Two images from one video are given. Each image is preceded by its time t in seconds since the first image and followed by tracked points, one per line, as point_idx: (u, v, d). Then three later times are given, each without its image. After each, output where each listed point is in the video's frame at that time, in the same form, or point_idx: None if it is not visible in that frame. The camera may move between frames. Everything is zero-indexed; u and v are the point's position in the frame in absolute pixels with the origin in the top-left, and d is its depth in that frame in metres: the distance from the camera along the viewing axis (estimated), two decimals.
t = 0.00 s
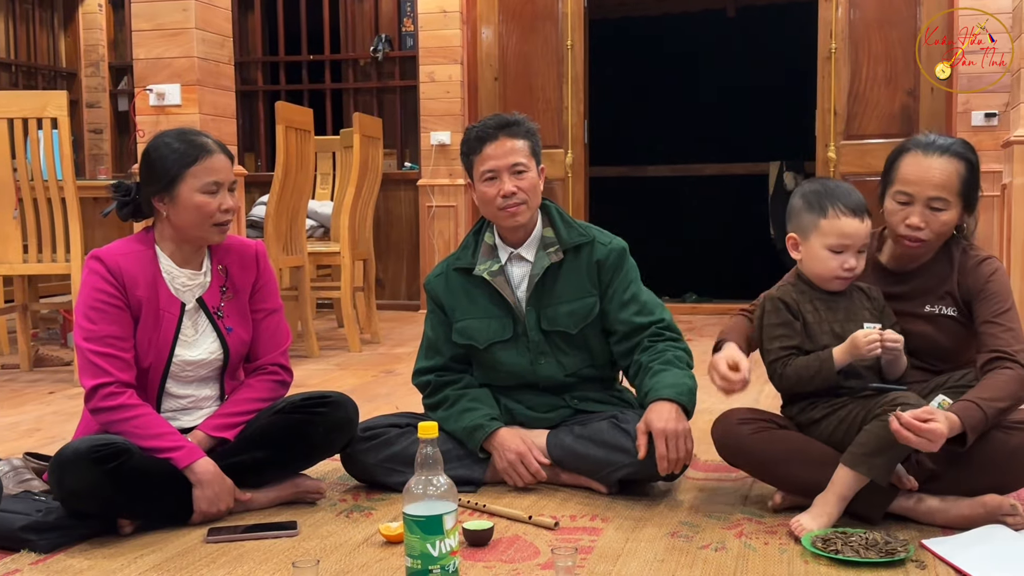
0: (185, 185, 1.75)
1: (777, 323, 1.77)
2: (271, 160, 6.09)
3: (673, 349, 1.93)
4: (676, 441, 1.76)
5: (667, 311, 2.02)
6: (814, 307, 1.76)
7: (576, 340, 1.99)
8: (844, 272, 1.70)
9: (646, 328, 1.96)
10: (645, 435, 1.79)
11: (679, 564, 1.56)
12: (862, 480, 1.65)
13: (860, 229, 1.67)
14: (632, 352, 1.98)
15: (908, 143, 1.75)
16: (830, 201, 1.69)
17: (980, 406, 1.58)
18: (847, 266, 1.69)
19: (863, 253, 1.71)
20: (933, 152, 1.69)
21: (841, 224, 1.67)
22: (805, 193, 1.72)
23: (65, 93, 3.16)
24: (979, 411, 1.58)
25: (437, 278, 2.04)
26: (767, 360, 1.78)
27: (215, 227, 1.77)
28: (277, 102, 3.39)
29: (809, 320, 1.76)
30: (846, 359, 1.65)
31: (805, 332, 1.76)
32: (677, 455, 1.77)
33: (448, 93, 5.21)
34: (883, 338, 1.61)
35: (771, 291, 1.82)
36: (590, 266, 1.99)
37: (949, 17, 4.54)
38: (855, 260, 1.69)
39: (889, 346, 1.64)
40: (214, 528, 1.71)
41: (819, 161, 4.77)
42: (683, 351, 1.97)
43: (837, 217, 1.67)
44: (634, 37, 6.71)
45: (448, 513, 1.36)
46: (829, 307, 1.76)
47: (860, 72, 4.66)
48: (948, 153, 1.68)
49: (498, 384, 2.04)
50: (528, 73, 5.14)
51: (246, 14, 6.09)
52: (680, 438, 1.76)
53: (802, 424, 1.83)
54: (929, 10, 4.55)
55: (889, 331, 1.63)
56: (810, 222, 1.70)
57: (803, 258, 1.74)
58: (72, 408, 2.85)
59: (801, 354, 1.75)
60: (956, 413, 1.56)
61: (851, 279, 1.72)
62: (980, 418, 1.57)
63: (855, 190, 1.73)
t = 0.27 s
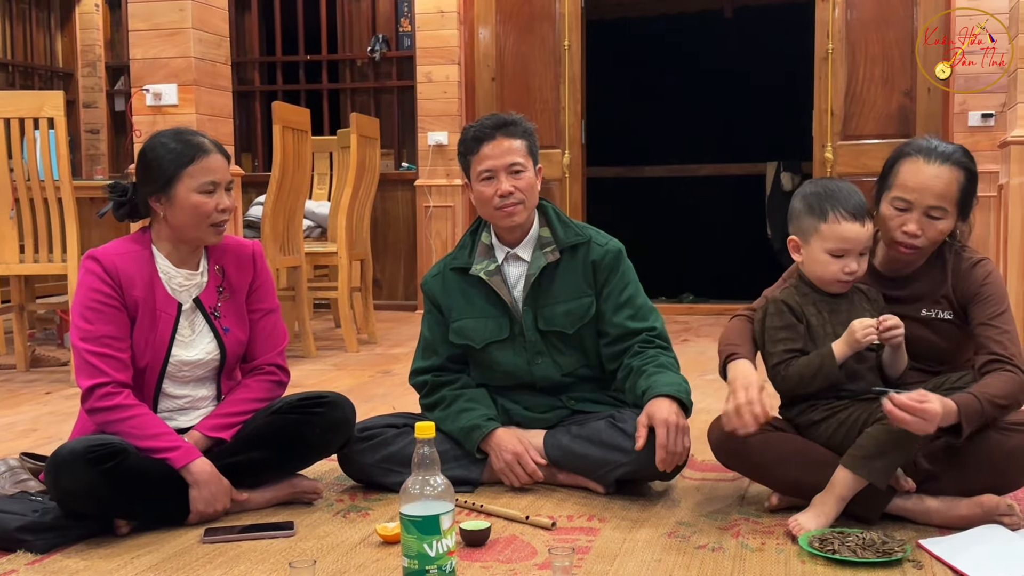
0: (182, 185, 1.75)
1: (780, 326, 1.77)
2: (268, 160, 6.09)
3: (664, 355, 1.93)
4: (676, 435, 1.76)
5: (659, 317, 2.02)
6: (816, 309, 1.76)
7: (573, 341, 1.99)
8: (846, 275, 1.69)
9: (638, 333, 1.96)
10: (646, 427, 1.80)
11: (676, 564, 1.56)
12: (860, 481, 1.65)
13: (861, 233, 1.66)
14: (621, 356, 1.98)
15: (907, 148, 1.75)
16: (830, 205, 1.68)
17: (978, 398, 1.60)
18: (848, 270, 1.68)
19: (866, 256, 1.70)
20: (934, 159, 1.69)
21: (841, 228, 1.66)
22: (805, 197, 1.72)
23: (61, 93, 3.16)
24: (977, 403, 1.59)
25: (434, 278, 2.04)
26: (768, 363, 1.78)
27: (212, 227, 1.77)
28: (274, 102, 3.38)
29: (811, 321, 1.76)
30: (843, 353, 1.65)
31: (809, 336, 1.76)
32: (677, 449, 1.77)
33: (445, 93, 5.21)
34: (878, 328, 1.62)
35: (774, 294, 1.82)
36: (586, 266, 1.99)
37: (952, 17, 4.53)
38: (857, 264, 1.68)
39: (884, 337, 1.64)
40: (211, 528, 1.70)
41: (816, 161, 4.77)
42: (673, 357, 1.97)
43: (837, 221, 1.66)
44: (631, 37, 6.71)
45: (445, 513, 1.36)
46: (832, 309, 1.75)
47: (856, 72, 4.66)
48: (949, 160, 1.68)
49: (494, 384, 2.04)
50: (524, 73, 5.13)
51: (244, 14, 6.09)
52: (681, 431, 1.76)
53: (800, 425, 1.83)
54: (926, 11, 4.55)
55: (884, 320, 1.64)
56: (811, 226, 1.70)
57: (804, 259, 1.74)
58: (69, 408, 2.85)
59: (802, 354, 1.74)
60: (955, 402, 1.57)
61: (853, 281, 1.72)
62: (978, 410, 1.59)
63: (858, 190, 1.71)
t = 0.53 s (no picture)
0: (178, 184, 1.74)
1: (781, 326, 1.77)
2: (264, 159, 6.08)
3: (663, 352, 1.93)
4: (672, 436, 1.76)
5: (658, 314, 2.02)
6: (815, 310, 1.75)
7: (570, 340, 1.99)
8: (842, 280, 1.68)
9: (637, 330, 1.96)
10: (642, 427, 1.80)
11: (673, 563, 1.56)
12: (856, 480, 1.65)
13: (858, 239, 1.64)
14: (621, 353, 1.98)
15: (907, 146, 1.75)
16: (827, 209, 1.65)
17: (951, 371, 1.61)
18: (845, 274, 1.67)
19: (863, 259, 1.68)
20: (935, 158, 1.69)
21: (839, 234, 1.64)
22: (803, 199, 1.69)
23: (56, 92, 3.15)
24: (950, 375, 1.61)
25: (430, 277, 2.04)
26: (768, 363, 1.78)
27: (208, 226, 1.76)
28: (270, 101, 3.38)
29: (811, 323, 1.75)
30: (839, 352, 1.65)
31: (808, 338, 1.76)
32: (673, 449, 1.77)
33: (441, 92, 5.21)
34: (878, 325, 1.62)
35: (774, 294, 1.81)
36: (582, 265, 1.99)
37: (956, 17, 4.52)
38: (854, 268, 1.67)
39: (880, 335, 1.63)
40: (207, 528, 1.70)
41: (812, 161, 4.77)
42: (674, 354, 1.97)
43: (835, 227, 1.64)
44: (627, 36, 6.71)
45: (441, 513, 1.36)
46: (829, 309, 1.74)
47: (852, 71, 4.67)
48: (950, 160, 1.69)
49: (490, 383, 2.04)
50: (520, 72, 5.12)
51: (239, 13, 6.08)
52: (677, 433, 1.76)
53: (795, 425, 1.83)
54: (921, 10, 4.55)
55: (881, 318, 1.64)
56: (808, 230, 1.68)
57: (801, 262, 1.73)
58: (64, 407, 2.84)
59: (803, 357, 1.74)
60: (920, 367, 1.60)
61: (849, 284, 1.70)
62: (948, 378, 1.61)
63: (856, 194, 1.69)
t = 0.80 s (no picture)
0: (176, 186, 1.74)
1: (774, 331, 1.78)
2: (259, 160, 6.07)
3: (657, 354, 1.93)
4: (668, 436, 1.76)
5: (653, 316, 2.02)
6: (809, 313, 1.75)
7: (565, 341, 1.99)
8: (842, 285, 1.68)
9: (632, 332, 1.97)
10: (639, 428, 1.80)
11: (668, 564, 1.56)
12: (853, 482, 1.66)
13: (859, 245, 1.64)
14: (615, 355, 1.98)
15: (904, 146, 1.76)
16: (830, 216, 1.65)
17: (925, 361, 1.65)
18: (845, 280, 1.67)
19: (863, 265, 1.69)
20: (934, 157, 1.70)
21: (841, 241, 1.64)
22: (805, 204, 1.69)
23: (51, 93, 3.15)
24: (924, 365, 1.65)
25: (426, 279, 2.04)
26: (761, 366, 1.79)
27: (206, 228, 1.76)
28: (265, 102, 3.38)
29: (804, 326, 1.76)
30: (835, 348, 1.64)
31: (803, 341, 1.76)
32: (669, 449, 1.77)
33: (437, 93, 5.19)
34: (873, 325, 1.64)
35: (768, 298, 1.82)
36: (578, 266, 1.99)
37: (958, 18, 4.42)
38: (854, 274, 1.67)
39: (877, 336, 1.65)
40: (202, 529, 1.70)
41: (807, 163, 4.79)
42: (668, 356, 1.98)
43: (837, 234, 1.64)
44: (622, 38, 6.73)
45: (437, 514, 1.36)
46: (824, 311, 1.75)
47: (847, 73, 4.68)
48: (948, 158, 1.70)
49: (486, 385, 2.04)
50: (516, 73, 5.12)
51: (234, 14, 6.07)
52: (673, 433, 1.77)
53: (791, 426, 1.83)
54: (915, 11, 4.57)
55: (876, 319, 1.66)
56: (811, 236, 1.68)
57: (802, 267, 1.73)
58: (59, 409, 2.83)
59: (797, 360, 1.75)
60: (890, 360, 1.65)
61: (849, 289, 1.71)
62: (920, 366, 1.64)
63: (857, 198, 1.69)
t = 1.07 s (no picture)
0: (169, 186, 1.74)
1: (764, 330, 1.78)
2: (253, 160, 6.06)
3: (651, 354, 1.93)
4: (662, 437, 1.76)
5: (647, 316, 2.02)
6: (799, 313, 1.76)
7: (559, 342, 1.99)
8: (829, 283, 1.68)
9: (626, 332, 1.97)
10: (633, 428, 1.80)
11: (663, 564, 1.56)
12: (846, 481, 1.66)
13: (843, 243, 1.64)
14: (609, 355, 1.98)
15: (893, 143, 1.78)
16: (813, 214, 1.66)
17: (913, 358, 1.66)
18: (832, 278, 1.67)
19: (850, 263, 1.69)
20: (926, 149, 1.74)
21: (824, 239, 1.64)
22: (790, 204, 1.70)
23: (44, 92, 3.14)
24: (910, 362, 1.65)
25: (420, 279, 2.04)
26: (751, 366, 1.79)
27: (199, 228, 1.76)
28: (258, 102, 3.37)
29: (794, 326, 1.76)
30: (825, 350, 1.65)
31: (792, 339, 1.77)
32: (664, 450, 1.77)
33: (430, 93, 5.21)
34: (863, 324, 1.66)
35: (758, 299, 1.82)
36: (572, 266, 1.99)
37: (957, 18, 4.50)
38: (840, 272, 1.67)
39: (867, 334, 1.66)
40: (196, 530, 1.69)
41: (801, 163, 4.79)
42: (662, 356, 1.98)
43: (820, 231, 1.65)
44: (615, 39, 6.74)
45: (431, 514, 1.36)
46: (813, 310, 1.75)
47: (840, 74, 4.69)
48: (937, 148, 1.75)
49: (480, 385, 2.04)
50: (510, 73, 5.12)
51: (228, 14, 6.06)
52: (668, 433, 1.77)
53: (785, 426, 1.84)
54: (909, 12, 4.58)
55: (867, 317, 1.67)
56: (795, 234, 1.68)
57: (789, 266, 1.73)
58: (51, 409, 2.82)
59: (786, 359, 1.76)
60: (875, 358, 1.66)
61: (836, 287, 1.71)
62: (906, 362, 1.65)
63: (843, 197, 1.69)
